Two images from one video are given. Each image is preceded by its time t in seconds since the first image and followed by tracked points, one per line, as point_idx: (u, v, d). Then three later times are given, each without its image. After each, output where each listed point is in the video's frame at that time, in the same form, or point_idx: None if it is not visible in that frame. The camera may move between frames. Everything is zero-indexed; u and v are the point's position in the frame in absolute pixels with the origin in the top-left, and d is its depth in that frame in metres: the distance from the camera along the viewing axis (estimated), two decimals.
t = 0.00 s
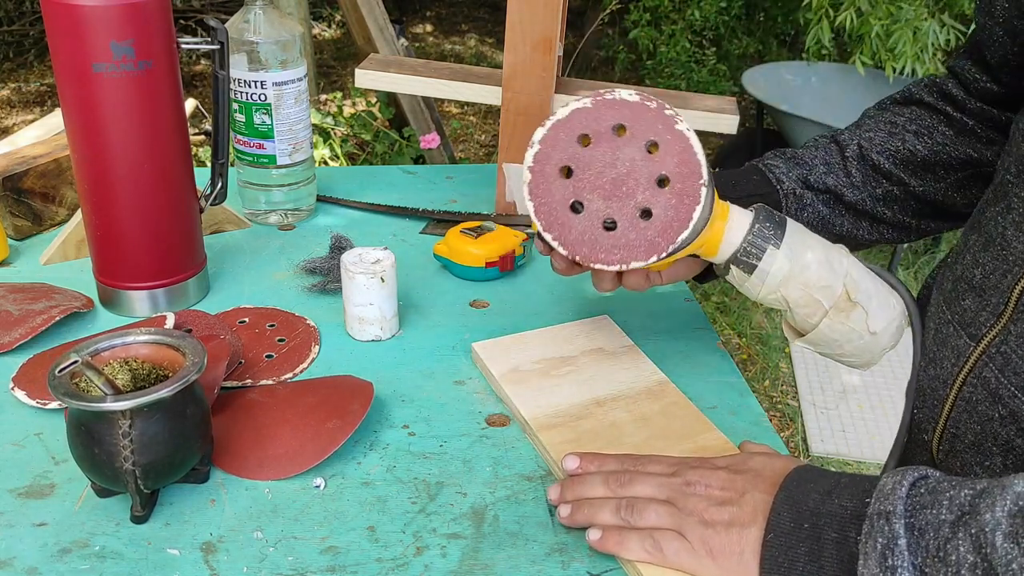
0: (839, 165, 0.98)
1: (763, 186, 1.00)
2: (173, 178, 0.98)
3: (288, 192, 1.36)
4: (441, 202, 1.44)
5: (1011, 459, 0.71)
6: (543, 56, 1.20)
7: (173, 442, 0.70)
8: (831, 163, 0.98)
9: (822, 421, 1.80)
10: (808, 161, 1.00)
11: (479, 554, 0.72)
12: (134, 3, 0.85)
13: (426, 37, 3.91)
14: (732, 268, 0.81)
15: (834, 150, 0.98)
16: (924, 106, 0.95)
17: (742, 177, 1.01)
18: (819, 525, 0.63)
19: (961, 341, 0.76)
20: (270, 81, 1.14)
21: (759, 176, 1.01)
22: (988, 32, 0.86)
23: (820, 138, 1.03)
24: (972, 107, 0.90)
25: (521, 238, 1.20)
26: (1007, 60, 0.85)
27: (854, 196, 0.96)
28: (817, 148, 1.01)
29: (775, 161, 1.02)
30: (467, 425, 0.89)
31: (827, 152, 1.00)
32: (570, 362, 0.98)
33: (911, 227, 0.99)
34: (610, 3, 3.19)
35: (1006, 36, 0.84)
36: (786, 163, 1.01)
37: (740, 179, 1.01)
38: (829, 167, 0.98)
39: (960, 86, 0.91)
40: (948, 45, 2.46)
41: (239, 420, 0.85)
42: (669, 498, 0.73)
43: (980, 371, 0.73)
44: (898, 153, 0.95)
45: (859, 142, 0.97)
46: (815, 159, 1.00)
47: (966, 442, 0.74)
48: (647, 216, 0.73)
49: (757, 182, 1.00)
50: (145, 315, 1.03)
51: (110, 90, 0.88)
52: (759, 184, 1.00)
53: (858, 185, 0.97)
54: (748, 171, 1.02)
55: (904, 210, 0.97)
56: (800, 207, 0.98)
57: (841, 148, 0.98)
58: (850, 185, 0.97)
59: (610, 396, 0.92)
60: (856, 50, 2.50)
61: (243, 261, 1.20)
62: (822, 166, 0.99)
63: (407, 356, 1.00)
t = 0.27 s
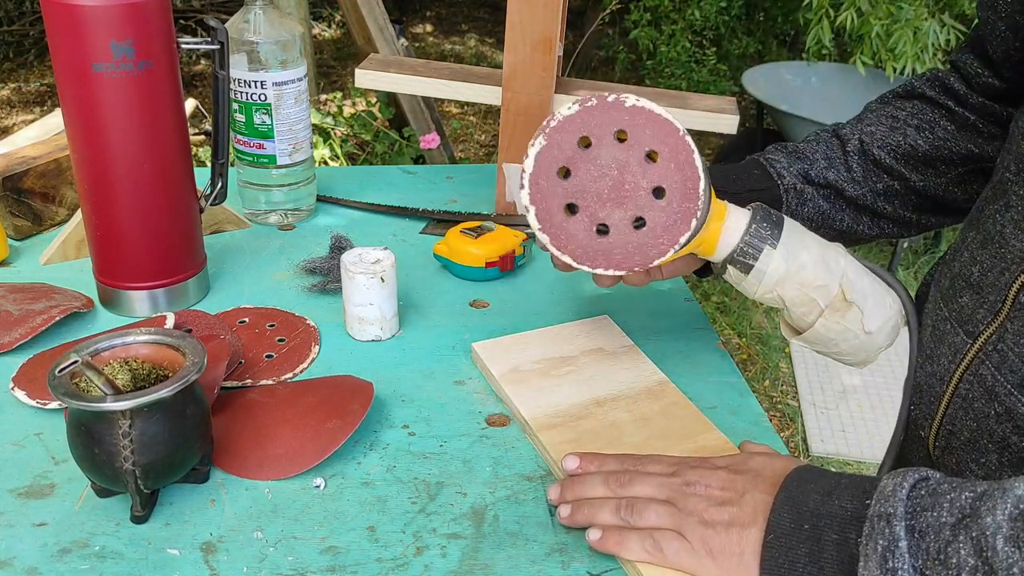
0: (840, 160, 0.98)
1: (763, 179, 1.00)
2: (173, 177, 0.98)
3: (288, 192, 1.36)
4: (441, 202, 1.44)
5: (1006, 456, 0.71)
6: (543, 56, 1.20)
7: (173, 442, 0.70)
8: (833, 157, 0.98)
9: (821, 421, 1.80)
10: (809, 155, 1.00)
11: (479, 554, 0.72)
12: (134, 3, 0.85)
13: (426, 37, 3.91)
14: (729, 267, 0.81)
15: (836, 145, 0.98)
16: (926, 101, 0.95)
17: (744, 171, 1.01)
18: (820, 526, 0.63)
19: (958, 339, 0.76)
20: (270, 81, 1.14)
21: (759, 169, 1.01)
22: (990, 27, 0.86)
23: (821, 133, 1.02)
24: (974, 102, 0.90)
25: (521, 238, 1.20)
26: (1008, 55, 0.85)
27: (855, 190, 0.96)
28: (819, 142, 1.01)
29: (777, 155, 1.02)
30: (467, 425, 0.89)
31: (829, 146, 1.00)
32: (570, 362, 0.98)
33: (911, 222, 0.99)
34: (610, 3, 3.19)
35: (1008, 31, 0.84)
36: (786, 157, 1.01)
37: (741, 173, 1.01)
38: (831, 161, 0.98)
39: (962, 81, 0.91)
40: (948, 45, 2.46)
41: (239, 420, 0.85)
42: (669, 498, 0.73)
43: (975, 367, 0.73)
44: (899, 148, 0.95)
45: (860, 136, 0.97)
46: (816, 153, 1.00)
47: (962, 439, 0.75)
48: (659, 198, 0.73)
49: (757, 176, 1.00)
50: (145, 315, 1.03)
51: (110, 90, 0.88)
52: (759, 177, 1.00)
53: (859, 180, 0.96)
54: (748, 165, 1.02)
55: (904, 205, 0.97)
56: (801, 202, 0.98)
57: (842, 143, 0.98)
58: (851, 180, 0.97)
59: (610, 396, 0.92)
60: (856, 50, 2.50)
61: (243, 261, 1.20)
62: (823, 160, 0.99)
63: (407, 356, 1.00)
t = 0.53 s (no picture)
0: (840, 165, 0.98)
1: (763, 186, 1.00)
2: (173, 177, 0.98)
3: (288, 192, 1.36)
4: (441, 202, 1.44)
5: (1006, 458, 0.71)
6: (543, 56, 1.20)
7: (173, 442, 0.70)
8: (832, 163, 0.99)
9: (821, 421, 1.80)
10: (810, 160, 1.00)
11: (479, 554, 0.72)
12: (134, 3, 0.85)
13: (426, 37, 3.91)
14: (728, 275, 0.81)
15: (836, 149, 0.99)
16: (926, 104, 0.95)
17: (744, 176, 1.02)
18: (820, 526, 0.63)
19: (958, 341, 0.76)
20: (270, 81, 1.14)
21: (759, 175, 1.01)
22: (988, 29, 0.86)
23: (822, 137, 1.03)
24: (974, 105, 0.90)
25: (521, 238, 1.20)
26: (1007, 58, 0.84)
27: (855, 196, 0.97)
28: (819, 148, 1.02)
29: (777, 161, 1.02)
30: (467, 425, 0.89)
31: (829, 152, 1.00)
32: (570, 362, 0.98)
33: (913, 226, 0.98)
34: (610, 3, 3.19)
35: (1007, 34, 0.83)
36: (787, 163, 1.02)
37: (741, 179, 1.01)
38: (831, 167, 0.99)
39: (961, 84, 0.91)
40: (948, 45, 2.46)
41: (240, 420, 0.85)
42: (669, 498, 0.72)
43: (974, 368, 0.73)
44: (898, 152, 0.95)
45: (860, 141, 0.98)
46: (816, 159, 1.00)
47: (961, 441, 0.75)
48: (658, 181, 0.73)
49: (757, 182, 1.00)
50: (145, 315, 1.03)
51: (110, 90, 0.88)
52: (759, 184, 1.00)
53: (858, 185, 0.97)
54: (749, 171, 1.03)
55: (905, 209, 0.97)
56: (801, 206, 0.99)
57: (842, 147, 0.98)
58: (850, 185, 0.97)
59: (610, 396, 0.92)
60: (856, 50, 2.50)
61: (243, 261, 1.20)
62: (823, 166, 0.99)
63: (407, 356, 1.00)
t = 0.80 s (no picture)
0: (840, 166, 0.98)
1: (762, 188, 1.00)
2: (173, 177, 0.98)
3: (287, 192, 1.36)
4: (441, 202, 1.44)
5: (1004, 459, 0.71)
6: (543, 56, 1.20)
7: (172, 442, 0.70)
8: (832, 164, 0.99)
9: (822, 421, 1.80)
10: (809, 161, 1.00)
11: (479, 554, 0.72)
12: (134, 3, 0.85)
13: (426, 37, 3.91)
14: (727, 276, 0.81)
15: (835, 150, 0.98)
16: (925, 105, 0.95)
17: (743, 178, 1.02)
18: (820, 526, 0.63)
19: (956, 342, 0.76)
20: (270, 81, 1.14)
21: (759, 177, 1.01)
22: (988, 30, 0.86)
23: (821, 139, 1.02)
24: (973, 106, 0.90)
25: (521, 238, 1.20)
26: (1007, 59, 0.84)
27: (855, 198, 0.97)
28: (819, 148, 1.01)
29: (777, 163, 1.02)
30: (467, 425, 0.89)
31: (829, 152, 1.00)
32: (570, 362, 0.98)
33: (912, 227, 0.99)
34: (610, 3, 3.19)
35: (1007, 35, 0.83)
36: (786, 164, 1.01)
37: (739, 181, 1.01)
38: (830, 168, 0.98)
39: (961, 85, 0.91)
40: (949, 45, 2.46)
41: (240, 420, 0.85)
42: (669, 498, 0.72)
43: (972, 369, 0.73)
44: (898, 153, 0.95)
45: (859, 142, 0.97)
46: (816, 159, 1.00)
47: (960, 442, 0.75)
48: (643, 163, 0.74)
49: (757, 184, 1.01)
50: (145, 315, 1.03)
51: (110, 90, 0.88)
52: (758, 186, 1.00)
53: (858, 186, 0.97)
54: (748, 172, 1.03)
55: (904, 210, 0.97)
56: (801, 208, 0.99)
57: (842, 149, 0.98)
58: (850, 186, 0.97)
59: (610, 396, 0.92)
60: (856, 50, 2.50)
61: (243, 261, 1.20)
62: (822, 167, 0.99)
63: (407, 356, 1.00)
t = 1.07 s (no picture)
0: (838, 168, 0.98)
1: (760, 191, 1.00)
2: (173, 177, 0.98)
3: (287, 192, 1.36)
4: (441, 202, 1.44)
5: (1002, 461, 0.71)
6: (543, 56, 1.20)
7: (172, 442, 0.70)
8: (830, 167, 0.99)
9: (822, 421, 1.80)
10: (808, 164, 1.00)
11: (479, 554, 0.72)
12: (135, 3, 0.85)
13: (426, 37, 3.91)
14: (725, 278, 0.81)
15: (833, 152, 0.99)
16: (923, 107, 0.95)
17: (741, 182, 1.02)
18: (820, 526, 0.63)
19: (954, 343, 0.76)
20: (271, 81, 1.14)
21: (756, 180, 1.02)
22: (986, 31, 0.85)
23: (820, 141, 1.03)
24: (971, 108, 0.89)
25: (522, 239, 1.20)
26: (1005, 60, 0.84)
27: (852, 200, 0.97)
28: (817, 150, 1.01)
29: (774, 166, 1.03)
30: (467, 425, 0.89)
31: (827, 154, 1.00)
32: (570, 362, 0.98)
33: (911, 228, 0.99)
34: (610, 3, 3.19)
35: (1004, 36, 0.83)
36: (784, 167, 1.02)
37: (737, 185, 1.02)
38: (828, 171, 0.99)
39: (959, 87, 0.90)
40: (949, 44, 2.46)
41: (240, 420, 0.85)
42: (669, 498, 0.72)
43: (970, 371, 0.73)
44: (896, 155, 0.95)
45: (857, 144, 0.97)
46: (814, 162, 1.00)
47: (958, 444, 0.75)
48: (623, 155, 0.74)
49: (755, 188, 1.01)
50: (145, 315, 1.03)
51: (110, 90, 0.88)
52: (756, 189, 1.01)
53: (856, 188, 0.97)
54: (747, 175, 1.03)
55: (903, 211, 0.97)
56: (799, 211, 0.99)
57: (840, 151, 0.98)
58: (848, 188, 0.97)
59: (610, 396, 0.92)
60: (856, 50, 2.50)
61: (243, 261, 1.20)
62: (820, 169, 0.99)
63: (407, 356, 1.00)
